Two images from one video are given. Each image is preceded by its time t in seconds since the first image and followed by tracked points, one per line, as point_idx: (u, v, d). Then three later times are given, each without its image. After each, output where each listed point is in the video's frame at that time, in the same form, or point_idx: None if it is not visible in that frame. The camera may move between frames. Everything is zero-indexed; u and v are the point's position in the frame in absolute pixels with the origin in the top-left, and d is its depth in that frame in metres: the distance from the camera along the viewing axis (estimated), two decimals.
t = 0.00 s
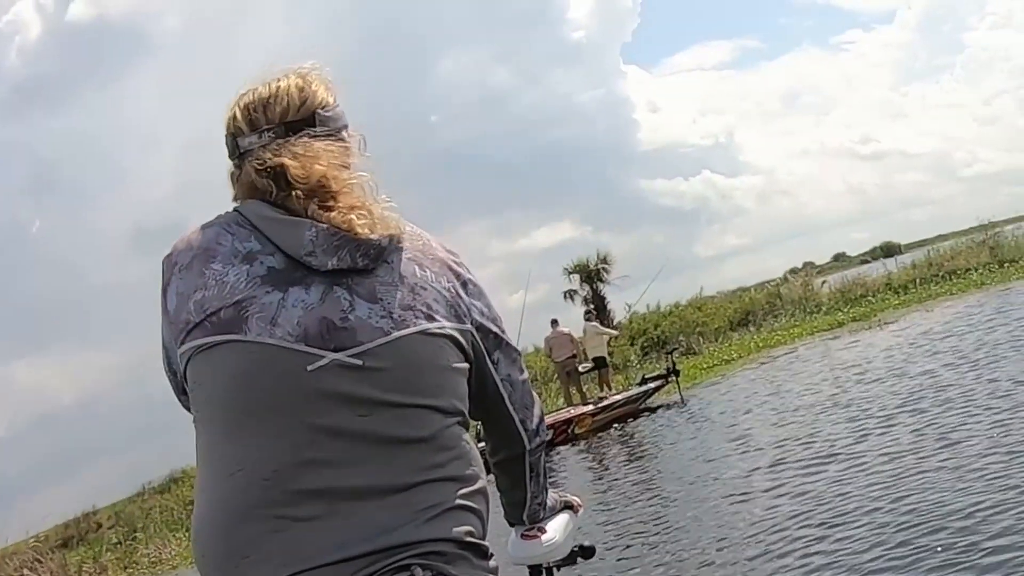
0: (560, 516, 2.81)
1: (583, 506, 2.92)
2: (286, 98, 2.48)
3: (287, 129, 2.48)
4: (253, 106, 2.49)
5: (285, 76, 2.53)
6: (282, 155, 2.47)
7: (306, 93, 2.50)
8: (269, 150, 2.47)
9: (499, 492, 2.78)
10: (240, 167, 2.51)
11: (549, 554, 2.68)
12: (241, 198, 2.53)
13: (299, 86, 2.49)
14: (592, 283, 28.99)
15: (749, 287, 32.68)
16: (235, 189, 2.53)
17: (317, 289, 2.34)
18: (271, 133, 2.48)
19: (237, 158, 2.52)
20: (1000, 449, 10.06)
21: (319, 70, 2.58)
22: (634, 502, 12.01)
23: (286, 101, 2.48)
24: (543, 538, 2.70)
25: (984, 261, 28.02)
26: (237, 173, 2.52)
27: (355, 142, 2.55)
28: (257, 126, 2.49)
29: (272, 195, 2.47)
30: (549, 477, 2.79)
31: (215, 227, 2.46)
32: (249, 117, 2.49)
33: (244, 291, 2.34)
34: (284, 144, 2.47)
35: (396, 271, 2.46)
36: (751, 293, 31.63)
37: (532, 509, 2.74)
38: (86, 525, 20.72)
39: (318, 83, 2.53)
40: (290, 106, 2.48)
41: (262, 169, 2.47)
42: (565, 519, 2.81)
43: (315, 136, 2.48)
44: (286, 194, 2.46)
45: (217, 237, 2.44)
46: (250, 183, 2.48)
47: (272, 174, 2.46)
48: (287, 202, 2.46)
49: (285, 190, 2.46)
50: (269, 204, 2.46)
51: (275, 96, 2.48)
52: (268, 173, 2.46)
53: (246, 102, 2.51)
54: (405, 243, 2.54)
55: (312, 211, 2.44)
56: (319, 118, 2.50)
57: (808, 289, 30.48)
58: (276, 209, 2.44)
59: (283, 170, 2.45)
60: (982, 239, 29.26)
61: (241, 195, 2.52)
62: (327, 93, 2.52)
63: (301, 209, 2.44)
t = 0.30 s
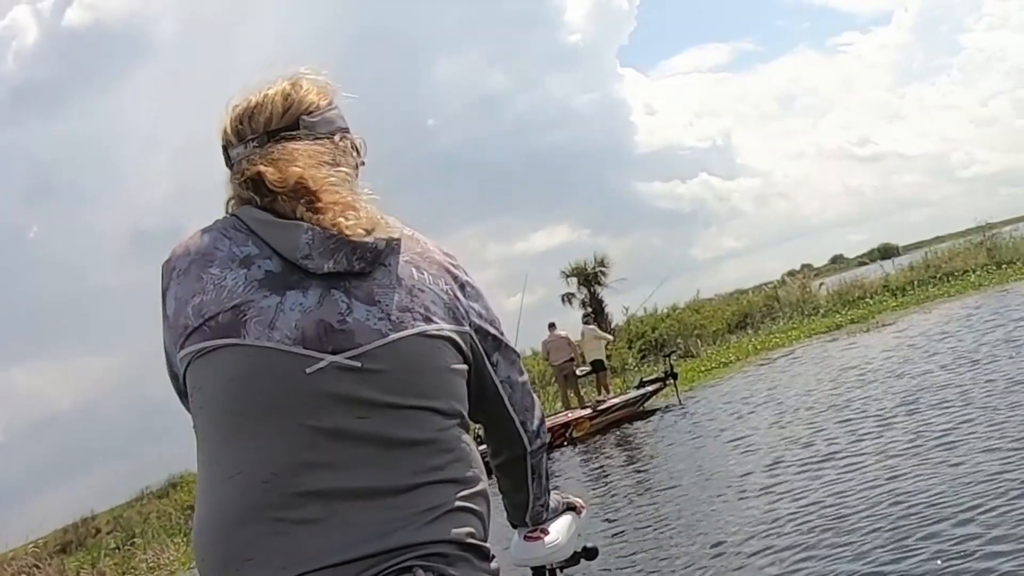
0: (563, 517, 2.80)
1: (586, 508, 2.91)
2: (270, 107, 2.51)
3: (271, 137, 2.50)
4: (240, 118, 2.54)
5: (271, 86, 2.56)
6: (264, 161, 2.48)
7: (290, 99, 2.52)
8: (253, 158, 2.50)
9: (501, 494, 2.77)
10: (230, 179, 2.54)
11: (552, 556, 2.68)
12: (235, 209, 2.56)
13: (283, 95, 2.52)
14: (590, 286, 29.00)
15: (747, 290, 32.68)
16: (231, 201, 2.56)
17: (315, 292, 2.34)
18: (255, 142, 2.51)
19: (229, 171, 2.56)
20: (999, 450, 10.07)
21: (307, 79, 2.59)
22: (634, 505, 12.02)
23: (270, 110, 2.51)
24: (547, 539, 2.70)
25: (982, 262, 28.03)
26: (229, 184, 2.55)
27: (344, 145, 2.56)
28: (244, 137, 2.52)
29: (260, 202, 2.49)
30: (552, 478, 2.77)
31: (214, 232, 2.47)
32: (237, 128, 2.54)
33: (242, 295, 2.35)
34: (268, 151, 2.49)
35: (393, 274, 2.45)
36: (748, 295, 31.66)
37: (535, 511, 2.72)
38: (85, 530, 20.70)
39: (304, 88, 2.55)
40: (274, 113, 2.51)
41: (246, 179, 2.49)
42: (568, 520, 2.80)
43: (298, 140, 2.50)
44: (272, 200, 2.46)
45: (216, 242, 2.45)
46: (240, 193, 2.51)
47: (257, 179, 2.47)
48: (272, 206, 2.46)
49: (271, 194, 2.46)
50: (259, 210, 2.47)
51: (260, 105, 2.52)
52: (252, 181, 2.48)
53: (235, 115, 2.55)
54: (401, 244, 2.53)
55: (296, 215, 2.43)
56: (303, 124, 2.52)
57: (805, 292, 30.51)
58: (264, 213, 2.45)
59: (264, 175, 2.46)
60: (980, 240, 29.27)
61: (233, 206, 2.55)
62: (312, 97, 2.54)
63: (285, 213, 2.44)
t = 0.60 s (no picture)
0: (565, 515, 2.83)
1: (588, 504, 2.95)
2: (266, 109, 2.53)
3: (266, 139, 2.52)
4: (240, 124, 2.56)
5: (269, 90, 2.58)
6: (260, 161, 2.49)
7: (284, 101, 2.54)
8: (249, 162, 2.52)
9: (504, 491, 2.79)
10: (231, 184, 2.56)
11: (554, 553, 2.72)
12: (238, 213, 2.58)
13: (278, 97, 2.54)
14: (588, 286, 28.99)
15: (745, 290, 32.67)
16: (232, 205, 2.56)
17: (318, 290, 2.35)
18: (252, 147, 2.53)
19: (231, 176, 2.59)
20: (997, 450, 10.07)
21: (305, 79, 2.60)
22: (632, 505, 12.01)
23: (265, 112, 2.53)
24: (550, 536, 2.73)
25: (981, 262, 28.02)
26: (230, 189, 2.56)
27: (342, 142, 2.55)
28: (243, 142, 2.55)
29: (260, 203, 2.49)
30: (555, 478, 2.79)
31: (220, 228, 2.47)
32: (238, 134, 2.56)
33: (248, 292, 2.35)
34: (263, 153, 2.50)
35: (396, 271, 2.46)
36: (747, 295, 31.66)
37: (538, 509, 2.76)
38: (83, 530, 20.69)
39: (297, 89, 2.57)
40: (269, 116, 2.52)
41: (243, 182, 2.51)
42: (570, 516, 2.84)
43: (291, 141, 2.51)
44: (268, 199, 2.47)
45: (222, 239, 2.45)
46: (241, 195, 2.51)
47: (253, 179, 2.48)
48: (268, 204, 2.46)
49: (266, 193, 2.47)
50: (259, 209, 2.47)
51: (256, 109, 2.54)
52: (248, 184, 2.50)
53: (236, 125, 2.58)
54: (403, 243, 2.55)
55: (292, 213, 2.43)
56: (299, 125, 2.53)
57: (804, 292, 30.50)
58: (263, 211, 2.46)
59: (261, 176, 2.47)
60: (979, 240, 29.26)
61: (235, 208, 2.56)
62: (307, 96, 2.54)
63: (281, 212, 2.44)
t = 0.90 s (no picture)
0: (569, 508, 2.85)
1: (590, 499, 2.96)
2: (266, 103, 2.50)
3: (266, 134, 2.49)
4: (238, 115, 2.52)
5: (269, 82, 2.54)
6: (261, 158, 2.47)
7: (285, 96, 2.50)
8: (249, 155, 2.49)
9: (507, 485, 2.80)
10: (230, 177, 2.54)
11: (555, 547, 2.74)
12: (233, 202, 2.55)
13: (279, 91, 2.51)
14: (587, 282, 28.98)
15: (744, 287, 32.67)
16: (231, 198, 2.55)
17: (318, 283, 2.34)
18: (251, 141, 2.50)
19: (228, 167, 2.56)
20: (997, 447, 10.07)
21: (306, 68, 2.57)
22: (630, 501, 12.02)
23: (266, 106, 2.49)
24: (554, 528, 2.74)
25: (980, 259, 28.02)
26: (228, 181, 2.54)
27: (344, 135, 2.54)
28: (242, 135, 2.52)
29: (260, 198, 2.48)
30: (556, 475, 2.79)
31: (217, 223, 2.47)
32: (235, 126, 2.52)
33: (247, 285, 2.34)
34: (263, 148, 2.48)
35: (395, 266, 2.46)
36: (746, 291, 31.67)
37: (541, 501, 2.77)
38: (82, 525, 20.68)
39: (299, 81, 2.53)
40: (270, 110, 2.49)
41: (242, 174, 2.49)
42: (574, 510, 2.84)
43: (292, 136, 2.48)
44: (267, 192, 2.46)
45: (219, 233, 2.44)
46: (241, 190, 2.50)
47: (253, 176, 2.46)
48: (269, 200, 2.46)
49: (265, 188, 2.46)
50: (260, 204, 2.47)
51: (256, 102, 2.51)
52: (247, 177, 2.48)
53: (234, 115, 2.54)
54: (402, 238, 2.54)
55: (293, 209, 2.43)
56: (299, 120, 2.50)
57: (803, 288, 30.51)
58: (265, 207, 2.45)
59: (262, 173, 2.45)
60: (979, 238, 29.25)
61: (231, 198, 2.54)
62: (309, 91, 2.51)
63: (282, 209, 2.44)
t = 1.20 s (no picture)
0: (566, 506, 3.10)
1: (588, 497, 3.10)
2: (251, 96, 2.48)
3: (252, 127, 2.48)
4: (222, 108, 2.51)
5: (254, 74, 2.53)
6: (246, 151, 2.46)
7: (270, 87, 2.49)
8: (234, 147, 2.48)
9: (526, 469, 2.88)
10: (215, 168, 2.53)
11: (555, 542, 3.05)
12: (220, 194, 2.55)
13: (263, 84, 2.49)
14: (589, 279, 28.95)
15: (746, 284, 32.62)
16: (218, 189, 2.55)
17: (298, 282, 2.33)
18: (236, 134, 2.48)
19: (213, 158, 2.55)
20: (998, 446, 10.04)
21: (293, 60, 2.55)
22: (630, 498, 12.01)
23: (251, 99, 2.48)
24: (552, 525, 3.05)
25: (983, 258, 27.98)
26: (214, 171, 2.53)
27: (330, 127, 2.53)
28: (226, 128, 2.50)
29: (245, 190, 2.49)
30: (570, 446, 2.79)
31: (196, 226, 2.46)
32: (219, 119, 2.51)
33: (227, 290, 2.33)
34: (248, 143, 2.47)
35: (379, 258, 2.44)
36: (748, 289, 31.62)
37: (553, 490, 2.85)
38: (83, 519, 20.70)
39: (288, 70, 2.52)
40: (255, 103, 2.48)
41: (226, 168, 2.48)
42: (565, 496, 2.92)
43: (277, 130, 2.47)
44: (250, 189, 2.46)
45: (199, 237, 2.43)
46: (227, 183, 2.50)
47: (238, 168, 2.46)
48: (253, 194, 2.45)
49: (248, 185, 2.46)
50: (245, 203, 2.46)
51: (240, 95, 2.49)
52: (232, 171, 2.48)
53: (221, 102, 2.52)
54: (388, 228, 2.53)
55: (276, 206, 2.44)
56: (285, 112, 2.48)
57: (805, 286, 30.44)
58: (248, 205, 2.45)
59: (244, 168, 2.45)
60: (981, 236, 29.21)
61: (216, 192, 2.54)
62: (294, 84, 2.50)
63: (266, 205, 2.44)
